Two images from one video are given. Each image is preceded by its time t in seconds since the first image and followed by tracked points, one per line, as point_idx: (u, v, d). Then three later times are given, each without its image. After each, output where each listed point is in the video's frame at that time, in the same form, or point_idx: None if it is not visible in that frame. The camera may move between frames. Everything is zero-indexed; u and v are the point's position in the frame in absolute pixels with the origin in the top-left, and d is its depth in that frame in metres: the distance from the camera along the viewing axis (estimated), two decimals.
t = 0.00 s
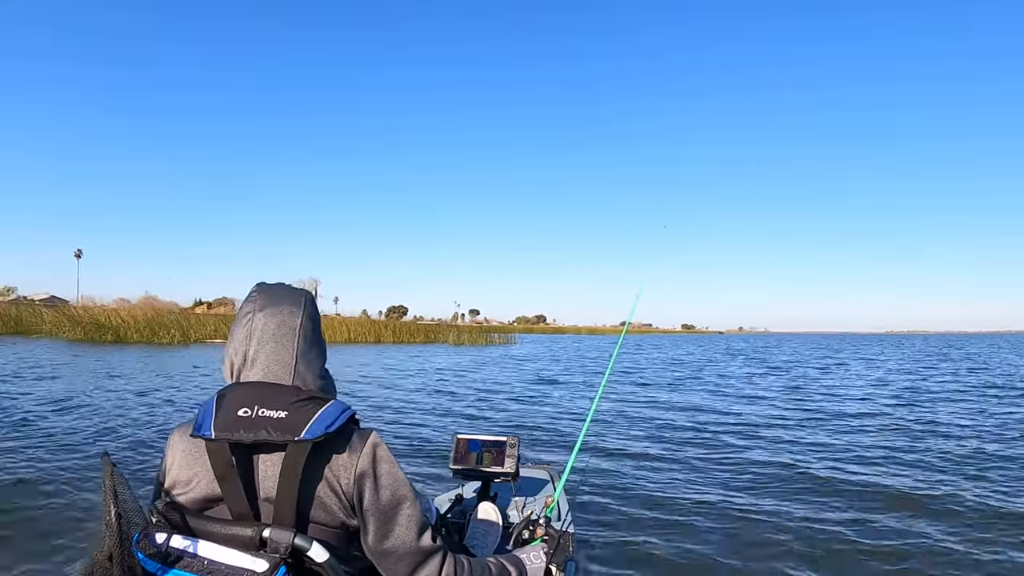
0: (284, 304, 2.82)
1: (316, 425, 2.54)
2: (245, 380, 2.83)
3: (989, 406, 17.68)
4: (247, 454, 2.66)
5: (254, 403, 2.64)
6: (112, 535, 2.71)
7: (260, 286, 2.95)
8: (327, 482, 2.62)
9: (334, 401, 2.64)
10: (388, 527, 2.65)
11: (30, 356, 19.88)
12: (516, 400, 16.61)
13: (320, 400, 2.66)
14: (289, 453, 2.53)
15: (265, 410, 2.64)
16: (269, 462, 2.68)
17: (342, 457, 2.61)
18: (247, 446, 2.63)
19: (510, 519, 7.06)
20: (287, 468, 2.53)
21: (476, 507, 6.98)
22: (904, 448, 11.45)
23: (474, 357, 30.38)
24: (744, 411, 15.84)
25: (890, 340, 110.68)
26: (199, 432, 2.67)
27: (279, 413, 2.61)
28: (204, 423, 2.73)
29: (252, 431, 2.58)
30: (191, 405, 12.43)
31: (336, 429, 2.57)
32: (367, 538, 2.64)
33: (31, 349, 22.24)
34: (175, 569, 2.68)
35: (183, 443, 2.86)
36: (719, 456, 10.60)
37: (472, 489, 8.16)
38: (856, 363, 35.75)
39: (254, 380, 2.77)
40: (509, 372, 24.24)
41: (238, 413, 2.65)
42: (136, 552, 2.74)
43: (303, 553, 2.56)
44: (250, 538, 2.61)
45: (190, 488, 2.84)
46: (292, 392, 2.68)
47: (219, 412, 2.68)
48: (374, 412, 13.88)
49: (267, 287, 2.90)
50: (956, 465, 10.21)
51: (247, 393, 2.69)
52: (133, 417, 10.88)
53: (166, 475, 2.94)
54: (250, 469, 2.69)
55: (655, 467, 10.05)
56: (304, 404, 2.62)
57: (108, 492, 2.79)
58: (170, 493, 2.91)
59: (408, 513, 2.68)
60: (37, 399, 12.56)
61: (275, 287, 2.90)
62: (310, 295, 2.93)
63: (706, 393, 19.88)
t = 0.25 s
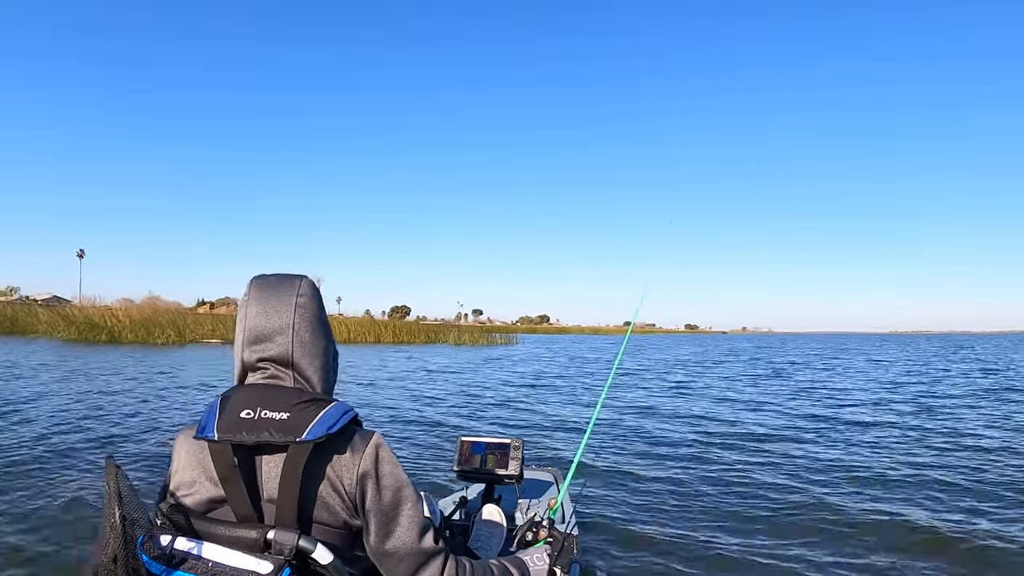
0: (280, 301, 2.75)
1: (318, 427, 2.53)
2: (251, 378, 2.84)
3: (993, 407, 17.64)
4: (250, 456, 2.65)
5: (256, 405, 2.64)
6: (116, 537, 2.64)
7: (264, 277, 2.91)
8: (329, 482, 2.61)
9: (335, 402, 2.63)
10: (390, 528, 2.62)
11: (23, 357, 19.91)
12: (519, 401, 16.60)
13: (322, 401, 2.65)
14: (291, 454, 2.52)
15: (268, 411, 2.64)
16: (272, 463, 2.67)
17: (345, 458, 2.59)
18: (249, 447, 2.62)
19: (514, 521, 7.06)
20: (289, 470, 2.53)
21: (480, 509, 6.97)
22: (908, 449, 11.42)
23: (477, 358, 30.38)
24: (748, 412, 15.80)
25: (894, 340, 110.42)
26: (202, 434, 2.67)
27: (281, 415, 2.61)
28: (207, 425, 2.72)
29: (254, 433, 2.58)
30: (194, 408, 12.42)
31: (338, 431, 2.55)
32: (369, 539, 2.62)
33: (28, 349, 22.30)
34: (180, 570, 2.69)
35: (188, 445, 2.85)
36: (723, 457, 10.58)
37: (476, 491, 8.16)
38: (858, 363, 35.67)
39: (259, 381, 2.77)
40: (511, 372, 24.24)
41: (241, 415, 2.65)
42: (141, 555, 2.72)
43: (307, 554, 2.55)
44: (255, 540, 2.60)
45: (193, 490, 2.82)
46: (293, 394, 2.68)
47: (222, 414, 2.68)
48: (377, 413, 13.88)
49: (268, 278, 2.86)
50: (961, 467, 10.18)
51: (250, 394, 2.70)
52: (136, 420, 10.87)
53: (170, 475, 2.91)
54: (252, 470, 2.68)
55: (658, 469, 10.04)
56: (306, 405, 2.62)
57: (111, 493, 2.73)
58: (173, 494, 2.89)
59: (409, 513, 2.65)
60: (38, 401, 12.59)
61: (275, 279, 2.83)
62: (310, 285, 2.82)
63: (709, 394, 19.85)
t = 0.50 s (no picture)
0: (280, 302, 2.69)
1: (320, 431, 2.48)
2: (255, 379, 2.81)
3: (997, 407, 17.57)
4: (253, 460, 2.61)
5: (258, 409, 2.60)
6: (121, 539, 2.60)
7: (267, 275, 2.85)
8: (332, 486, 2.56)
9: (339, 405, 2.58)
10: (393, 531, 2.56)
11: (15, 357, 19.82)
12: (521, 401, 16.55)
13: (325, 404, 2.61)
14: (295, 459, 2.48)
15: (271, 415, 2.59)
16: (276, 467, 2.63)
17: (347, 462, 2.54)
18: (252, 452, 2.58)
19: (518, 523, 7.00)
20: (292, 474, 2.48)
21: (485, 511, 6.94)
22: (913, 450, 11.36)
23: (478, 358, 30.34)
24: (752, 412, 15.70)
25: (897, 338, 110.17)
26: (205, 438, 2.63)
27: (284, 419, 2.56)
28: (210, 429, 2.69)
29: (257, 437, 2.53)
30: (197, 409, 12.38)
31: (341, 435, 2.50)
32: (371, 542, 2.56)
33: (27, 349, 22.27)
34: (184, 572, 2.64)
35: (191, 448, 2.83)
36: (726, 458, 10.53)
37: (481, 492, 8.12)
38: (861, 363, 35.59)
39: (262, 384, 2.73)
40: (513, 373, 24.20)
41: (244, 419, 2.61)
42: (147, 556, 2.65)
43: (313, 557, 2.50)
44: (259, 542, 2.55)
45: (197, 493, 2.78)
46: (297, 397, 2.63)
47: (225, 417, 2.64)
48: (379, 413, 13.83)
49: (270, 278, 2.80)
50: (966, 467, 10.13)
51: (253, 399, 2.66)
52: (139, 421, 10.83)
53: (173, 478, 2.88)
54: (256, 474, 2.64)
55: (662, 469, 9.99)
56: (309, 409, 2.57)
57: (116, 496, 2.68)
58: (176, 497, 2.86)
59: (411, 517, 2.58)
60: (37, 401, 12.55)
61: (278, 279, 2.77)
62: (313, 285, 2.74)
63: (714, 394, 19.76)
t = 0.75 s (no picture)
0: (283, 303, 2.67)
1: (323, 432, 2.46)
2: (258, 381, 2.79)
3: (1000, 407, 17.55)
4: (256, 462, 2.60)
5: (261, 410, 2.59)
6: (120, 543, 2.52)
7: (270, 275, 2.84)
8: (335, 488, 2.54)
9: (341, 407, 2.56)
10: (395, 534, 2.53)
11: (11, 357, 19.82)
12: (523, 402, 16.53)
13: (328, 405, 2.59)
14: (297, 460, 2.46)
15: (273, 417, 2.58)
16: (278, 468, 2.62)
17: (350, 463, 2.53)
18: (255, 453, 2.57)
19: (522, 524, 6.99)
20: (294, 475, 2.47)
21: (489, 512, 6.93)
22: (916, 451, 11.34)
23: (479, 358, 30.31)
24: (756, 413, 15.64)
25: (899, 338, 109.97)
26: (208, 440, 2.62)
27: (287, 420, 2.54)
28: (213, 430, 2.67)
29: (259, 439, 2.52)
30: (199, 410, 12.36)
31: (343, 436, 2.48)
32: (373, 544, 2.54)
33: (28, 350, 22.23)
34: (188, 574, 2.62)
35: (195, 449, 2.82)
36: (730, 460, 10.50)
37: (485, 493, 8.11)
38: (862, 363, 35.55)
39: (264, 385, 2.72)
40: (515, 373, 24.18)
41: (246, 421, 2.60)
42: (150, 558, 2.62)
43: (316, 559, 2.49)
44: (263, 544, 2.53)
45: (201, 494, 2.77)
46: (299, 398, 2.61)
47: (228, 419, 2.63)
48: (381, 414, 13.79)
49: (274, 278, 2.78)
50: (969, 468, 10.11)
51: (255, 400, 2.64)
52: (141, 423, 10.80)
53: (176, 480, 2.87)
54: (259, 476, 2.63)
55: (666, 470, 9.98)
56: (312, 410, 2.55)
57: (121, 497, 2.68)
58: (179, 499, 2.84)
59: (414, 519, 2.56)
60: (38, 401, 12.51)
61: (281, 279, 2.75)
62: (316, 286, 2.72)
63: (715, 395, 19.72)
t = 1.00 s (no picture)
0: (282, 299, 2.67)
1: (327, 428, 2.46)
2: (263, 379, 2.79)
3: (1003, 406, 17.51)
4: (260, 459, 2.59)
5: (266, 407, 2.58)
6: (129, 538, 2.62)
7: (280, 276, 2.85)
8: (339, 485, 2.53)
9: (345, 403, 2.56)
10: (394, 532, 2.53)
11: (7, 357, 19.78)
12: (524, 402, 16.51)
13: (333, 401, 2.59)
14: (300, 457, 2.46)
15: (278, 414, 2.58)
16: (282, 465, 2.61)
17: (353, 461, 2.53)
18: (259, 450, 2.56)
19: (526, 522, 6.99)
20: (297, 472, 2.46)
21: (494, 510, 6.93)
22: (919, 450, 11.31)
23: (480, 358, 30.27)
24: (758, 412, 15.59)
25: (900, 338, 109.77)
26: (212, 437, 2.62)
27: (291, 417, 2.54)
28: (218, 428, 2.67)
29: (263, 436, 2.52)
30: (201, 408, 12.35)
31: (346, 433, 2.48)
32: (373, 542, 2.54)
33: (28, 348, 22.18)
34: (193, 571, 2.63)
35: (200, 447, 2.82)
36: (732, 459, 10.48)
37: (488, 492, 8.10)
38: (863, 363, 35.50)
39: (268, 382, 2.71)
40: (516, 372, 24.16)
41: (251, 418, 2.60)
42: (156, 555, 2.68)
43: (320, 555, 2.48)
44: (267, 542, 2.51)
45: (204, 492, 2.77)
46: (304, 395, 2.61)
47: (233, 417, 2.63)
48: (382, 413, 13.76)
49: (282, 277, 2.79)
50: (972, 467, 10.09)
51: (261, 397, 2.64)
52: (143, 421, 10.78)
53: (179, 477, 2.87)
54: (264, 473, 2.62)
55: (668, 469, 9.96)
56: (316, 407, 2.55)
57: (127, 495, 2.71)
58: (183, 496, 2.85)
59: (414, 519, 2.56)
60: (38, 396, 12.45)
61: (285, 279, 2.77)
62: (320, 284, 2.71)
63: (717, 394, 19.70)
